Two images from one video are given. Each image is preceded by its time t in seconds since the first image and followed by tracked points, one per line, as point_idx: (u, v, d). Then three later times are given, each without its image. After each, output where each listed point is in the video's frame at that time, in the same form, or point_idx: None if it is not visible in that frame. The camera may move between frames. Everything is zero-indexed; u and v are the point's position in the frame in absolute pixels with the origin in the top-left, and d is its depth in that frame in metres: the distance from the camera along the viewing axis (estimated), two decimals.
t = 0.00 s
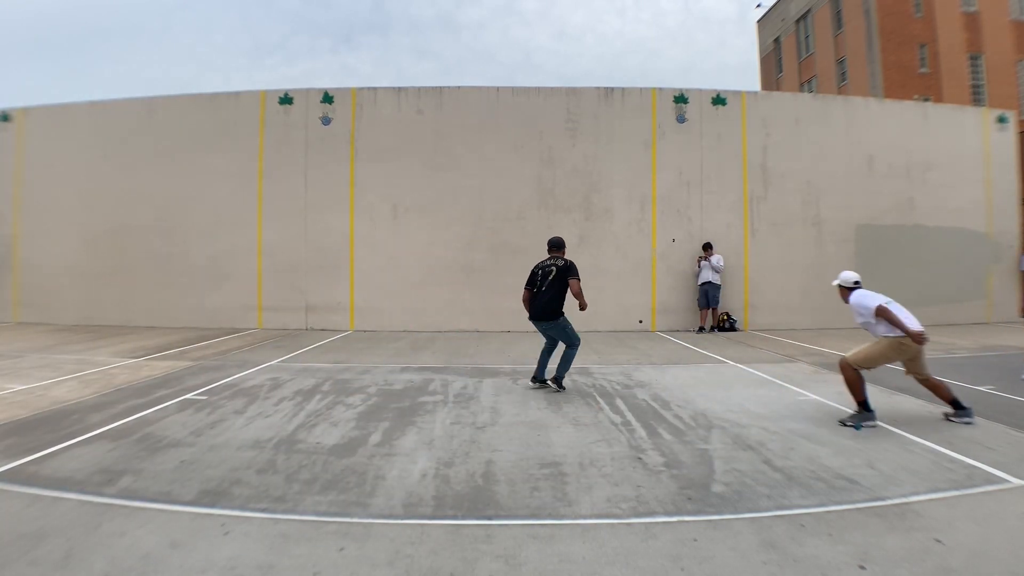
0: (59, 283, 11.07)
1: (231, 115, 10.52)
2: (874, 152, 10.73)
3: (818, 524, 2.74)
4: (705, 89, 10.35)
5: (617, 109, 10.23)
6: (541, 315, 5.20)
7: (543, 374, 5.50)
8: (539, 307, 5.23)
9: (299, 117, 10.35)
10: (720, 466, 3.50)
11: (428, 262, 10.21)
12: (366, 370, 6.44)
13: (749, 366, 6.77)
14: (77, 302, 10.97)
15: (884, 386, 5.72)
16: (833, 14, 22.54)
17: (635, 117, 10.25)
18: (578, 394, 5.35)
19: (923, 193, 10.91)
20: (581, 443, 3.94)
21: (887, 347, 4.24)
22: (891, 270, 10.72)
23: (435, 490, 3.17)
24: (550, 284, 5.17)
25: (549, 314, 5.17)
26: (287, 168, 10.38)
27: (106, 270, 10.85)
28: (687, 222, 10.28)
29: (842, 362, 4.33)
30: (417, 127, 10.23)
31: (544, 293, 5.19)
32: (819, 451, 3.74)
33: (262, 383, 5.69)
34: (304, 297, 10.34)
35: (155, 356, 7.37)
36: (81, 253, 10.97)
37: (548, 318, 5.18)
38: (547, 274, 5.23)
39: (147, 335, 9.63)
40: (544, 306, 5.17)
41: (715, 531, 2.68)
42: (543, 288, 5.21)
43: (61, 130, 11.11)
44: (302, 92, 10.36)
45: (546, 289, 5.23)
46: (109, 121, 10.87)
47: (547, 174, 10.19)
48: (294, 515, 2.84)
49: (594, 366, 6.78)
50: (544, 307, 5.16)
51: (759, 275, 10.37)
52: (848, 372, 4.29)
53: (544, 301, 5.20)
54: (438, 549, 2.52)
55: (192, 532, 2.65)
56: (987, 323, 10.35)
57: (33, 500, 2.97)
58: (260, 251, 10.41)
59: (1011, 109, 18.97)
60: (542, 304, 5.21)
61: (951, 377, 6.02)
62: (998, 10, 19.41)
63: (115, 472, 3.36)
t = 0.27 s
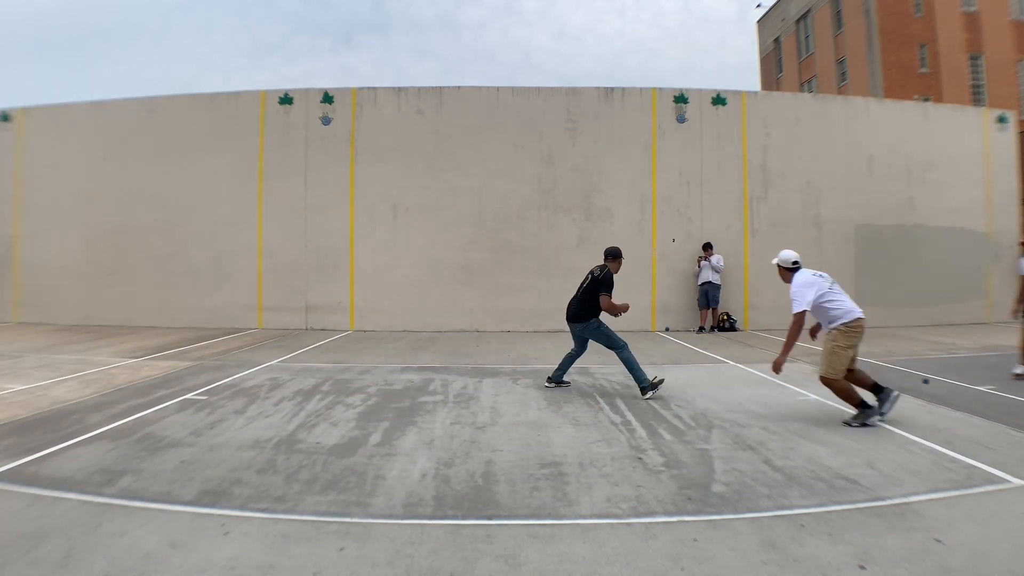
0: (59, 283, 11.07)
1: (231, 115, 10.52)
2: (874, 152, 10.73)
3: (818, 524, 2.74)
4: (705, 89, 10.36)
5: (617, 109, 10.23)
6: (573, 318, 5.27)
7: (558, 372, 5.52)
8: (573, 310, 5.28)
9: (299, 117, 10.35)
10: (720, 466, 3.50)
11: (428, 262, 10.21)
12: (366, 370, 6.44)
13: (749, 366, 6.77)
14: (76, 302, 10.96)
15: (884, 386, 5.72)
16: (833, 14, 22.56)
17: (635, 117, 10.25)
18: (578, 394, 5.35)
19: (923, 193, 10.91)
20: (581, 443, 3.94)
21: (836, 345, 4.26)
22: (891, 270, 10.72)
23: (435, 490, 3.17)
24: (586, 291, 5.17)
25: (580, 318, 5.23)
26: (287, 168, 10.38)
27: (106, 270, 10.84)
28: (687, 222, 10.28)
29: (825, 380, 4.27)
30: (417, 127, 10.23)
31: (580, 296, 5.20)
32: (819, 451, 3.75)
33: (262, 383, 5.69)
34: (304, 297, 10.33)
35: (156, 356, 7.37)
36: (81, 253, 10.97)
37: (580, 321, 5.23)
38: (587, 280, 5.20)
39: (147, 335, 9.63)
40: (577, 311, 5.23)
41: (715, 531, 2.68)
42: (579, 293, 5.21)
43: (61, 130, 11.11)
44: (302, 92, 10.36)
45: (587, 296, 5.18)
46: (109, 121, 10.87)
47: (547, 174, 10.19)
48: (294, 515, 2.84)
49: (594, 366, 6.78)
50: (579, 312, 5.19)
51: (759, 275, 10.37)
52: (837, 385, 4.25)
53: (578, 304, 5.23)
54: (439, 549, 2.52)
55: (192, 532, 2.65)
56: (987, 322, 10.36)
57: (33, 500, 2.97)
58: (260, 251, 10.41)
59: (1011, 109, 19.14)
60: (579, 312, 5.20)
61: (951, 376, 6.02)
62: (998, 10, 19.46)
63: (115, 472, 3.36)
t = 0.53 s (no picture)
0: (60, 283, 11.07)
1: (231, 115, 10.52)
2: (874, 152, 10.73)
3: (818, 524, 2.74)
4: (705, 89, 10.36)
5: (617, 109, 10.23)
6: (622, 319, 5.09)
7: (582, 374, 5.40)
8: (624, 310, 5.09)
9: (299, 117, 10.35)
10: (720, 466, 3.50)
11: (428, 262, 10.21)
12: (366, 370, 6.44)
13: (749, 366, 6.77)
14: (76, 302, 10.97)
15: (884, 386, 5.72)
16: (833, 14, 22.56)
17: (635, 117, 10.25)
18: (578, 394, 5.35)
19: (923, 193, 10.91)
20: (581, 443, 3.94)
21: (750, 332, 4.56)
22: (891, 270, 10.72)
23: (435, 490, 3.17)
24: (642, 293, 5.03)
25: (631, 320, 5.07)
26: (287, 168, 10.38)
27: (106, 270, 10.85)
28: (687, 222, 10.28)
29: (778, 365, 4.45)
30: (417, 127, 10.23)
31: (634, 298, 5.04)
32: (819, 451, 3.75)
33: (262, 383, 5.69)
34: (304, 297, 10.33)
35: (156, 356, 7.37)
36: (81, 253, 10.97)
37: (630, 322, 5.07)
38: (642, 281, 5.03)
39: (147, 335, 9.63)
40: (631, 312, 5.06)
41: (715, 531, 2.68)
42: (634, 295, 5.05)
43: (61, 130, 11.11)
44: (302, 92, 10.36)
45: (639, 299, 5.08)
46: (109, 121, 10.87)
47: (547, 174, 10.19)
48: (294, 514, 2.84)
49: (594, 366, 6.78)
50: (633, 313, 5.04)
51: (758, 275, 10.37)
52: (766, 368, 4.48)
53: (630, 305, 5.06)
54: (438, 549, 2.52)
55: (192, 532, 2.65)
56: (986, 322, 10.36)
57: (33, 500, 2.97)
58: (260, 251, 10.41)
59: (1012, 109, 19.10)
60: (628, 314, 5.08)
61: (951, 377, 6.02)
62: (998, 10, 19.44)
63: (115, 472, 3.36)
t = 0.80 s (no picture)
0: (59, 283, 11.07)
1: (231, 115, 10.52)
2: (874, 152, 10.73)
3: (818, 524, 2.75)
4: (705, 89, 10.36)
5: (617, 109, 10.23)
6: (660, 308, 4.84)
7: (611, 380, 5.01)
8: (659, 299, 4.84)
9: (299, 117, 10.35)
10: (720, 467, 3.49)
11: (428, 262, 10.21)
12: (366, 370, 6.44)
13: (749, 366, 6.77)
14: (76, 302, 10.97)
15: (884, 386, 5.72)
16: (833, 14, 22.56)
17: (635, 118, 10.24)
18: (578, 394, 5.34)
19: (923, 193, 10.91)
20: (581, 443, 3.94)
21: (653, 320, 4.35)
22: (891, 270, 10.72)
23: (435, 490, 3.17)
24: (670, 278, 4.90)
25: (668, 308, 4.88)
26: (287, 168, 10.39)
27: (106, 270, 10.85)
28: (687, 222, 10.28)
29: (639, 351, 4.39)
30: (417, 127, 10.23)
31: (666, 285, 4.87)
32: (819, 451, 3.75)
33: (262, 383, 5.69)
34: (304, 296, 10.33)
35: (156, 356, 7.37)
36: (81, 253, 10.97)
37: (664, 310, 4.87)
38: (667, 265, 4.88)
39: (147, 335, 9.63)
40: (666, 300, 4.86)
41: (716, 531, 2.68)
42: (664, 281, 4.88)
43: (62, 130, 11.11)
44: (302, 92, 10.35)
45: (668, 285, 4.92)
46: (109, 121, 10.87)
47: (547, 174, 10.19)
48: (294, 515, 2.84)
49: (594, 366, 6.78)
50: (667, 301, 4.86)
51: (759, 275, 10.37)
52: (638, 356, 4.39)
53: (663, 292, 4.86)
54: (438, 549, 2.52)
55: (193, 532, 2.65)
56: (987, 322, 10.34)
57: (33, 501, 2.97)
58: (260, 251, 10.41)
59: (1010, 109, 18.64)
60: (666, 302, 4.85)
61: (951, 377, 6.02)
62: (998, 9, 19.30)
63: (115, 472, 3.36)
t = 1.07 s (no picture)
0: (59, 283, 11.07)
1: (231, 115, 10.52)
2: (874, 152, 10.73)
3: (818, 524, 2.75)
4: (705, 89, 10.36)
5: (617, 109, 10.23)
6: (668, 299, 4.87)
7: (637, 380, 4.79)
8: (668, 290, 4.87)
9: (299, 117, 10.35)
10: (720, 467, 3.50)
11: (428, 262, 10.21)
12: (367, 370, 6.44)
13: (749, 366, 6.78)
14: (76, 302, 10.97)
15: (884, 386, 5.72)
16: (833, 14, 22.56)
17: (635, 118, 10.25)
18: (578, 394, 5.35)
19: (923, 193, 10.90)
20: (581, 443, 3.94)
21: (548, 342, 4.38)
22: (891, 270, 10.72)
23: (436, 490, 3.17)
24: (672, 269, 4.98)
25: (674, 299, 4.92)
26: (287, 168, 10.39)
27: (106, 270, 10.85)
28: (687, 222, 10.28)
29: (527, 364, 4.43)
30: (417, 127, 10.23)
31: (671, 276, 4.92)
32: (819, 451, 3.75)
33: (262, 383, 5.69)
34: (304, 296, 10.33)
35: (156, 356, 7.37)
36: (81, 252, 10.97)
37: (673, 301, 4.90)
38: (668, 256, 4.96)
39: (147, 335, 9.63)
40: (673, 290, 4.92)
41: (716, 531, 2.68)
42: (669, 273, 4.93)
43: (62, 130, 11.11)
44: (302, 92, 10.36)
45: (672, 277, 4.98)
46: (109, 120, 10.87)
47: (547, 174, 10.19)
48: (294, 515, 2.84)
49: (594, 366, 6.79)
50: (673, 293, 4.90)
51: (759, 275, 10.37)
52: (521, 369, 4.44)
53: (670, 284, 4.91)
54: (438, 549, 2.52)
55: (193, 532, 2.65)
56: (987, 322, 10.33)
57: (33, 501, 2.97)
58: (260, 251, 10.41)
59: (1009, 108, 18.48)
60: (671, 293, 4.90)
61: (951, 377, 6.02)
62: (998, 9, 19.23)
63: (115, 472, 3.36)
